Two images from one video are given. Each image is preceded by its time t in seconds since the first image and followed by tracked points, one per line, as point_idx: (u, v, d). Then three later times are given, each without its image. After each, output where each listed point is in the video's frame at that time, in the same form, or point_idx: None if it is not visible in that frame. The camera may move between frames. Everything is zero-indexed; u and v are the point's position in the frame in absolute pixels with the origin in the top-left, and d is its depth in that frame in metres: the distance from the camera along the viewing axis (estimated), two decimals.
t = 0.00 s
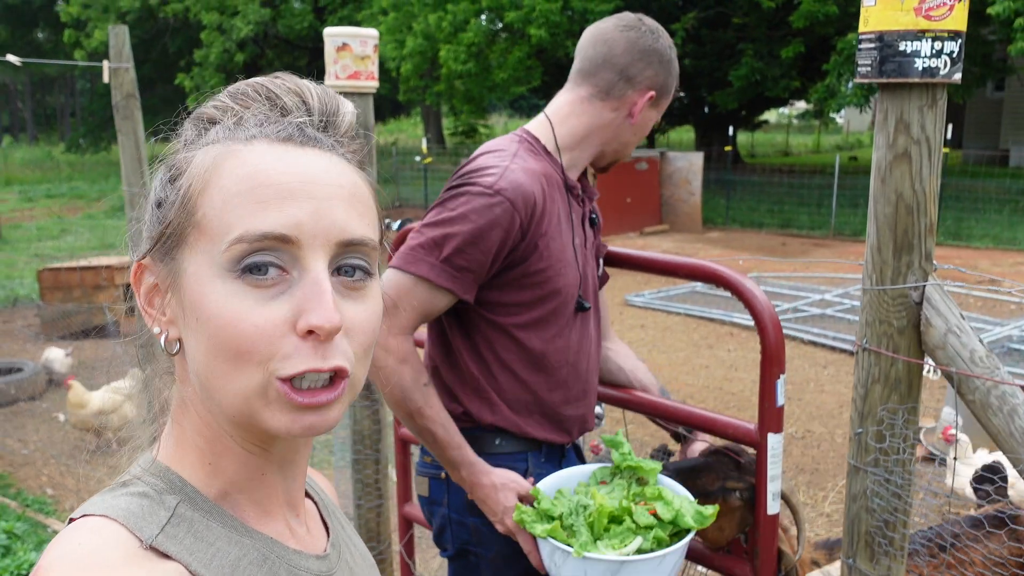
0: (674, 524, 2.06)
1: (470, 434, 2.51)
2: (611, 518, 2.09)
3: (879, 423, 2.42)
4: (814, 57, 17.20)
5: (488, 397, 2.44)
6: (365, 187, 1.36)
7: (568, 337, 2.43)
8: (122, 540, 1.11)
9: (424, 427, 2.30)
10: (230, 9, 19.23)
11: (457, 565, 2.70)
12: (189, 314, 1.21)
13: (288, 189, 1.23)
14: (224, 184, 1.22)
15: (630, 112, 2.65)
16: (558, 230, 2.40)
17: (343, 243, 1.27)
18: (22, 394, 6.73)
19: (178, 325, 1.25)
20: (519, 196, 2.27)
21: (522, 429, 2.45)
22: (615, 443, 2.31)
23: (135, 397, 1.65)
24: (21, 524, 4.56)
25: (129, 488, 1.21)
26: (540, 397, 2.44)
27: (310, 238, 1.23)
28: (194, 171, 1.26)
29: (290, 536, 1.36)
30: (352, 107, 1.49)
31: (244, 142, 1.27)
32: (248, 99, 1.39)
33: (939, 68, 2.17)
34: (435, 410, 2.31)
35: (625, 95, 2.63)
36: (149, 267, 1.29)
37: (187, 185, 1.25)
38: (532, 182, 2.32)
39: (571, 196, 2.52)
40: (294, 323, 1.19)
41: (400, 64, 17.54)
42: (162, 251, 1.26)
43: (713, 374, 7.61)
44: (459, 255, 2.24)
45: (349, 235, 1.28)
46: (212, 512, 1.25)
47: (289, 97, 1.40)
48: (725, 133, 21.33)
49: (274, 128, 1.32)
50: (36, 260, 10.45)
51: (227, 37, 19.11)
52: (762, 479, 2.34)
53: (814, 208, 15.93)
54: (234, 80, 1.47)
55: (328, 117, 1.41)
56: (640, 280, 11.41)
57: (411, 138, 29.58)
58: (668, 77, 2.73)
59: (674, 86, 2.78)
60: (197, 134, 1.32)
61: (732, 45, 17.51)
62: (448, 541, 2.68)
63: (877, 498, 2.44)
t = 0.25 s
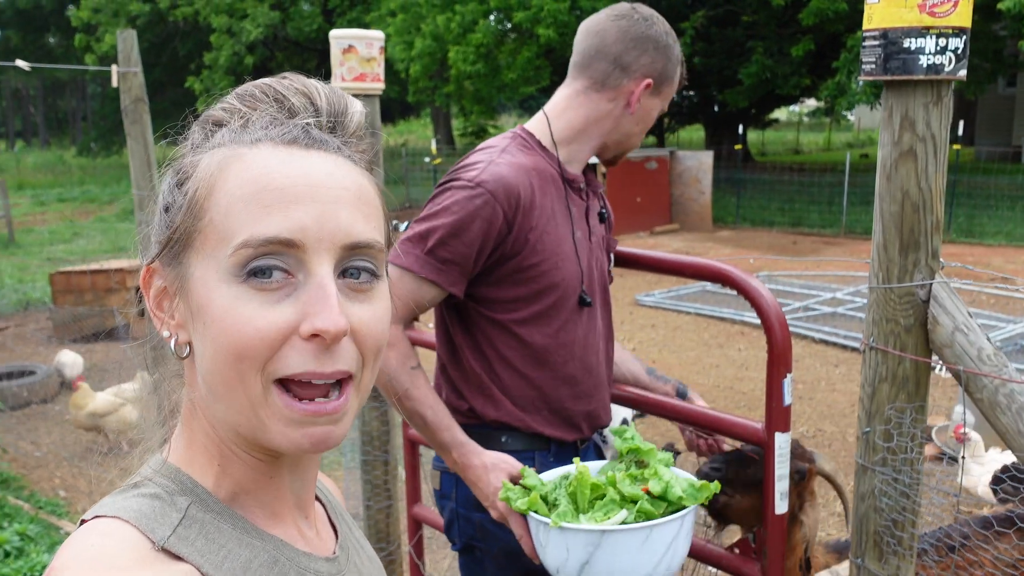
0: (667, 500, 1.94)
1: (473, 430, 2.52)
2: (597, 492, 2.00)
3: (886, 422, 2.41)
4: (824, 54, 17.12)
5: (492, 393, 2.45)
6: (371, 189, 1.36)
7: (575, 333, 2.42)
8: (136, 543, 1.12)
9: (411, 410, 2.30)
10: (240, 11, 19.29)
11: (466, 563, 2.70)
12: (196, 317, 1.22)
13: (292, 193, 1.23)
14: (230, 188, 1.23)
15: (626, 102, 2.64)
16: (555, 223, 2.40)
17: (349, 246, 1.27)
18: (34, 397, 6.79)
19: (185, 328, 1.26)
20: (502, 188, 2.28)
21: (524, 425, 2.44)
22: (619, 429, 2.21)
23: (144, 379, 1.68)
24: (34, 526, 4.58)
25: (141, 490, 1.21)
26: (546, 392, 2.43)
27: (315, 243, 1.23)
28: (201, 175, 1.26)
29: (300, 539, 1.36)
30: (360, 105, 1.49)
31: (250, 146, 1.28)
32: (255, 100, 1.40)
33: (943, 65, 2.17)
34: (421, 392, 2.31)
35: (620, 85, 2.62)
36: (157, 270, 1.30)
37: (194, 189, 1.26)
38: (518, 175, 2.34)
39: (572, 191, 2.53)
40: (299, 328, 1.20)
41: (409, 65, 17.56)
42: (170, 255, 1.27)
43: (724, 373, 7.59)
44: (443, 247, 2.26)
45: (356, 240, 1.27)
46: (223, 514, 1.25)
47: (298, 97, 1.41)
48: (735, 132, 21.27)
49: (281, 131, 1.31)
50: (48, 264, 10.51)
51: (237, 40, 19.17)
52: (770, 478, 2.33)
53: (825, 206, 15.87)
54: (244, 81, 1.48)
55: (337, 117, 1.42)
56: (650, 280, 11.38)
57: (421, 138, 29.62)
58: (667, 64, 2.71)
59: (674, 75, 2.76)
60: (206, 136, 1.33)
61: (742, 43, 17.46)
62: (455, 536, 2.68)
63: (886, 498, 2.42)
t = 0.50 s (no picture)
0: (665, 533, 1.87)
1: (491, 438, 2.51)
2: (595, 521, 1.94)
3: (896, 426, 2.40)
4: (835, 53, 17.05)
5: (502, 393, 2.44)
6: (386, 202, 1.35)
7: (587, 334, 2.42)
8: (144, 549, 1.12)
9: (422, 414, 2.30)
10: (251, 14, 19.35)
11: (479, 566, 2.70)
12: (207, 326, 1.23)
13: (304, 207, 1.22)
14: (245, 199, 1.23)
15: (632, 100, 2.64)
16: (567, 224, 2.40)
17: (362, 262, 1.27)
18: (47, 399, 6.85)
19: (196, 335, 1.26)
20: (515, 186, 2.28)
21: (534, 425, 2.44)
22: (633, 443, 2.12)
23: (155, 383, 1.67)
24: (46, 528, 4.60)
25: (149, 496, 1.22)
26: (561, 392, 2.43)
27: (327, 258, 1.23)
28: (216, 184, 1.27)
29: (307, 547, 1.37)
30: (380, 111, 1.50)
31: (264, 156, 1.28)
32: (275, 107, 1.40)
33: (952, 67, 2.15)
34: (434, 398, 2.30)
35: (627, 83, 2.62)
36: (170, 277, 1.30)
37: (208, 198, 1.26)
38: (531, 174, 2.33)
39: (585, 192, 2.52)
40: (306, 342, 1.20)
41: (419, 67, 17.59)
42: (183, 263, 1.27)
43: (734, 374, 7.57)
44: (458, 245, 2.25)
45: (368, 256, 1.27)
46: (231, 521, 1.26)
47: (318, 104, 1.42)
48: (746, 131, 21.22)
49: (296, 142, 1.31)
50: (61, 266, 10.59)
51: (247, 42, 19.23)
52: (782, 480, 2.33)
53: (837, 206, 15.81)
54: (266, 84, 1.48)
55: (358, 126, 1.42)
56: (660, 281, 11.36)
57: (431, 139, 29.67)
58: (671, 62, 2.71)
59: (679, 72, 2.76)
60: (225, 143, 1.34)
61: (752, 43, 17.40)
62: (473, 540, 2.67)
63: (896, 501, 2.41)
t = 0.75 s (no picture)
0: (706, 539, 1.86)
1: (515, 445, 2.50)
2: (637, 528, 1.92)
3: (910, 428, 2.38)
4: (850, 52, 16.95)
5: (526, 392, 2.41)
6: (394, 206, 1.35)
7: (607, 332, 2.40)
8: (154, 554, 1.13)
9: (449, 418, 2.28)
10: (265, 16, 19.41)
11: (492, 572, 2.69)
12: (217, 332, 1.23)
13: (311, 212, 1.23)
14: (252, 205, 1.23)
15: (648, 102, 2.64)
16: (590, 220, 2.39)
17: (370, 264, 1.27)
18: (63, 401, 6.90)
19: (206, 341, 1.26)
20: (550, 178, 2.28)
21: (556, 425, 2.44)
22: (656, 447, 2.12)
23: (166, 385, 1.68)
24: (62, 530, 4.62)
25: (159, 501, 1.22)
26: (583, 391, 2.41)
27: (335, 262, 1.23)
28: (223, 190, 1.27)
29: (317, 551, 1.37)
30: (383, 115, 1.50)
31: (272, 162, 1.28)
32: (280, 112, 1.41)
33: (966, 66, 2.13)
34: (464, 402, 2.29)
35: (642, 84, 2.62)
36: (179, 283, 1.30)
37: (216, 205, 1.26)
38: (565, 168, 2.33)
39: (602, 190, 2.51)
40: (317, 346, 1.20)
41: (432, 69, 17.61)
42: (192, 270, 1.27)
43: (749, 375, 7.54)
44: (491, 238, 2.24)
45: (376, 259, 1.27)
46: (241, 526, 1.26)
47: (321, 108, 1.42)
48: (760, 131, 21.14)
49: (302, 147, 1.32)
50: (76, 269, 10.66)
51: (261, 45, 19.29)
52: (793, 483, 2.31)
53: (852, 206, 15.73)
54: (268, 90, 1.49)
55: (361, 128, 1.43)
56: (675, 281, 11.32)
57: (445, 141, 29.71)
58: (683, 64, 2.71)
59: (689, 74, 2.76)
60: (229, 149, 1.34)
61: (766, 42, 17.32)
62: (484, 547, 2.67)
63: (911, 504, 2.39)
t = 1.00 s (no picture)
0: (744, 529, 1.88)
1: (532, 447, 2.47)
2: (675, 519, 1.92)
3: (924, 430, 2.36)
4: (863, 52, 16.87)
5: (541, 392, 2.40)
6: (404, 205, 1.36)
7: (622, 333, 2.40)
8: (168, 550, 1.13)
9: (479, 416, 2.25)
10: (278, 18, 19.46)
11: None
12: (231, 331, 1.23)
13: (324, 214, 1.23)
14: (264, 205, 1.23)
15: (670, 107, 2.64)
16: (609, 219, 2.39)
17: (383, 265, 1.27)
18: (76, 401, 6.94)
19: (218, 339, 1.27)
20: (578, 173, 2.28)
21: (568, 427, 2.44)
22: (680, 442, 2.14)
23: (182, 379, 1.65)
24: (75, 528, 4.64)
25: (175, 498, 1.23)
26: (595, 392, 2.41)
27: (349, 264, 1.23)
28: (237, 188, 1.27)
29: (330, 547, 1.37)
30: (392, 112, 1.51)
31: (284, 161, 1.28)
32: (288, 106, 1.41)
33: (980, 66, 2.12)
34: (493, 398, 2.26)
35: (664, 89, 2.62)
36: (189, 281, 1.31)
37: (229, 204, 1.26)
38: (591, 165, 2.34)
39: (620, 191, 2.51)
40: (331, 348, 1.21)
41: (444, 70, 17.63)
42: (204, 268, 1.28)
43: (761, 376, 7.52)
44: (519, 233, 2.22)
45: (389, 259, 1.27)
46: (254, 522, 1.27)
47: (329, 103, 1.42)
48: (772, 132, 21.08)
49: (311, 144, 1.31)
50: (90, 269, 10.73)
51: (273, 46, 19.36)
52: (805, 485, 2.30)
53: (865, 206, 15.68)
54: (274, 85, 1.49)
55: (368, 125, 1.43)
56: (686, 282, 11.30)
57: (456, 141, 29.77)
58: (701, 72, 2.74)
59: (707, 83, 2.78)
60: (239, 146, 1.35)
61: (779, 42, 17.26)
62: (498, 553, 2.66)
63: (924, 506, 2.38)
